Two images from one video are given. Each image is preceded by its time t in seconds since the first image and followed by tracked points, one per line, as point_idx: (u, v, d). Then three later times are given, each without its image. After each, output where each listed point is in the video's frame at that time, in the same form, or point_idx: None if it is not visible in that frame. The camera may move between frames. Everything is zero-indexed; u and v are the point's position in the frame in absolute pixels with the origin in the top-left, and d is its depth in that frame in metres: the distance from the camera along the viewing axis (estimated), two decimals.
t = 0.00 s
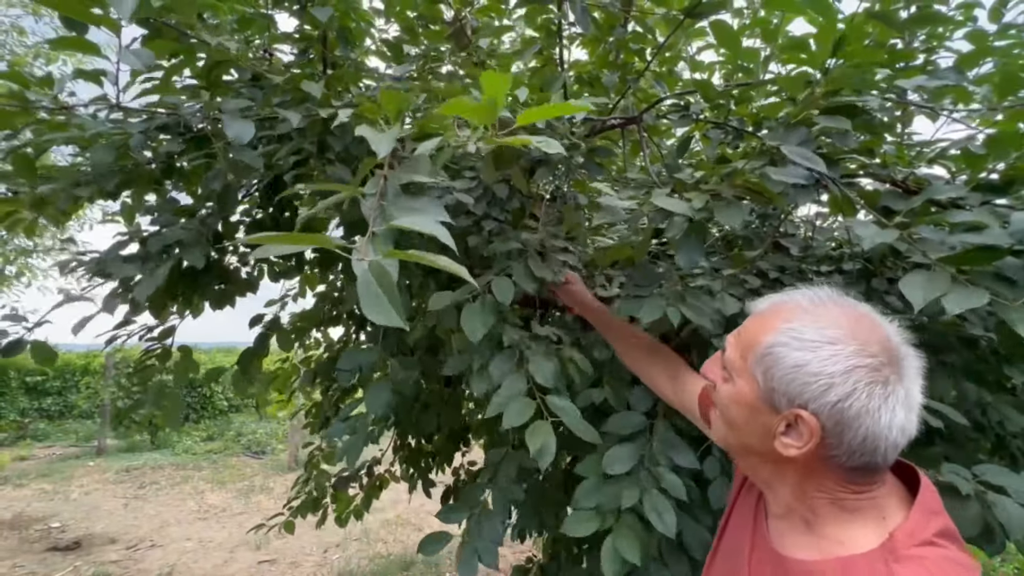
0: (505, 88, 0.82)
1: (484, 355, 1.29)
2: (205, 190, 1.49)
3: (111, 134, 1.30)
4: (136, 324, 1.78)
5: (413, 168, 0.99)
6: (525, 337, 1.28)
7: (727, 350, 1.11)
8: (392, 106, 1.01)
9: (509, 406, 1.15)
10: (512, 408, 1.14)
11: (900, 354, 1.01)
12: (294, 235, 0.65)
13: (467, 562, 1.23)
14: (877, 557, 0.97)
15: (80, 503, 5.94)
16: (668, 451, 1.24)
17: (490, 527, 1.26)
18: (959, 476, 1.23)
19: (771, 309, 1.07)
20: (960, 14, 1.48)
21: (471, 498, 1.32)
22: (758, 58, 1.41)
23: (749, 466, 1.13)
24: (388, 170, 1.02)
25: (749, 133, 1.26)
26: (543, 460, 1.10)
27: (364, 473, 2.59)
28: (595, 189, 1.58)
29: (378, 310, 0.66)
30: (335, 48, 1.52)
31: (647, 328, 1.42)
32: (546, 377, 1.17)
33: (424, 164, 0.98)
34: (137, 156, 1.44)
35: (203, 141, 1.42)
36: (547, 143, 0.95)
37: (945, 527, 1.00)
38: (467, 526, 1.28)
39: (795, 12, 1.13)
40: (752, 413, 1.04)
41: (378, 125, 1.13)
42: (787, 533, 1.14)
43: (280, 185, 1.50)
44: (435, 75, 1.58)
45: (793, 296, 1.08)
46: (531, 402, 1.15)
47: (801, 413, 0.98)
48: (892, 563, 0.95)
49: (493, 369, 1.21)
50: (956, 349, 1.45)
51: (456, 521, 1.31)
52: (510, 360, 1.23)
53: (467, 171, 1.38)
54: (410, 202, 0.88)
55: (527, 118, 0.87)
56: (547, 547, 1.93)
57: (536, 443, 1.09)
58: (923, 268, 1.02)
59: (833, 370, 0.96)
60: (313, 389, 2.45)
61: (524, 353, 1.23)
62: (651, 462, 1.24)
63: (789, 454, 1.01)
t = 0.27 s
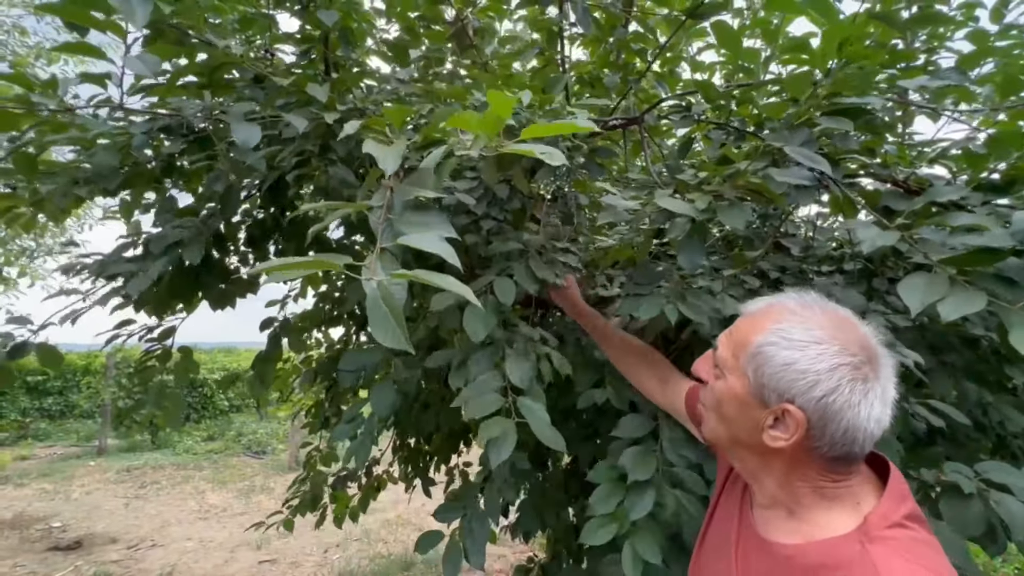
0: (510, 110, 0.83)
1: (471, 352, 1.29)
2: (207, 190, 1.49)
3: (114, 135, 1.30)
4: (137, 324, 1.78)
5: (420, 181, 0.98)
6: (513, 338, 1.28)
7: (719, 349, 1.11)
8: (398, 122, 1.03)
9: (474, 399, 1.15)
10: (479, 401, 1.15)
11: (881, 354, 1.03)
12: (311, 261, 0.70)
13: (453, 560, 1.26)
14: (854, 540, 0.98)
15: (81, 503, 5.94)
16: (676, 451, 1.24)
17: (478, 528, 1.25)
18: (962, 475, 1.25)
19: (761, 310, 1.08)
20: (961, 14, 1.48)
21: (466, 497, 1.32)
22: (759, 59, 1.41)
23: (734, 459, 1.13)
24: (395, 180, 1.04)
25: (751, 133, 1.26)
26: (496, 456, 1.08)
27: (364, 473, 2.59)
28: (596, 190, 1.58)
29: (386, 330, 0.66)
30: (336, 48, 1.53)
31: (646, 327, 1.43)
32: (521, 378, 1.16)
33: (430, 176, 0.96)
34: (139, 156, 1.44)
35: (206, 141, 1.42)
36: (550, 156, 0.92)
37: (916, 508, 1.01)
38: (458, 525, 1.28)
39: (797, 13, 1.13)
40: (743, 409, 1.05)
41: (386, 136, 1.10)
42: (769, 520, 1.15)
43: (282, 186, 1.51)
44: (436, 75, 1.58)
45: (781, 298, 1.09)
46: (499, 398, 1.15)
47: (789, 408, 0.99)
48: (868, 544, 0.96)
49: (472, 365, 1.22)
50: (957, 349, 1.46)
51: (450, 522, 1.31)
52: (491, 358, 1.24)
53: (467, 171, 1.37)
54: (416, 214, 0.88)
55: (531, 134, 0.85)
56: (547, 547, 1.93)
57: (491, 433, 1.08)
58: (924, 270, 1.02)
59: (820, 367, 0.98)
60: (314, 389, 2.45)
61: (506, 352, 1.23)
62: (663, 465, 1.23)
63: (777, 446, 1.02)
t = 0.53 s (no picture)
0: (517, 97, 0.80)
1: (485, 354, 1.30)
2: (208, 189, 1.49)
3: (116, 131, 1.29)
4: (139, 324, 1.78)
5: (420, 174, 0.96)
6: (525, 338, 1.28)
7: (720, 351, 1.11)
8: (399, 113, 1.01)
9: (499, 404, 1.15)
10: (504, 405, 1.14)
11: (881, 361, 1.04)
12: (306, 249, 0.67)
13: (463, 560, 1.23)
14: (849, 535, 0.99)
15: (82, 503, 5.94)
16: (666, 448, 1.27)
17: (486, 528, 1.25)
18: (960, 475, 1.25)
19: (764, 314, 1.08)
20: (962, 15, 1.48)
21: (468, 497, 1.32)
22: (760, 59, 1.41)
23: (732, 458, 1.14)
24: (396, 174, 1.04)
25: (752, 133, 1.26)
26: (528, 458, 1.08)
27: (365, 473, 2.60)
28: (597, 190, 1.59)
29: (383, 320, 0.66)
30: (338, 48, 1.53)
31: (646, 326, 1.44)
32: (541, 377, 1.16)
33: (430, 168, 0.94)
34: (140, 155, 1.44)
35: (207, 140, 1.42)
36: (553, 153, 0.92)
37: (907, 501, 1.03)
38: (463, 527, 1.28)
39: (799, 12, 1.13)
40: (743, 413, 1.05)
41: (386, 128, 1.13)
42: (766, 519, 1.16)
43: (283, 185, 1.51)
44: (438, 75, 1.59)
45: (785, 302, 1.09)
46: (522, 399, 1.15)
47: (788, 414, 1.00)
48: (862, 539, 0.97)
49: (489, 368, 1.22)
50: (957, 349, 1.46)
51: (454, 523, 1.30)
52: (507, 359, 1.24)
53: (468, 171, 1.39)
54: (415, 207, 0.88)
55: (536, 129, 0.85)
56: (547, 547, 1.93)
57: (521, 438, 1.08)
58: (924, 272, 1.02)
59: (821, 375, 0.98)
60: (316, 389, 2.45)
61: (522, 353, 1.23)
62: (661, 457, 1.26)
63: (775, 449, 1.03)
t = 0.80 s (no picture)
0: (520, 86, 0.79)
1: (493, 352, 1.29)
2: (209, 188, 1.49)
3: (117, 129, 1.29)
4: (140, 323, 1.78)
5: (421, 170, 0.97)
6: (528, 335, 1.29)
7: (730, 346, 1.11)
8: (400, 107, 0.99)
9: (512, 395, 1.13)
10: (516, 396, 1.13)
11: (900, 359, 1.01)
12: (307, 242, 0.67)
13: (475, 562, 1.22)
14: (871, 547, 0.95)
15: (83, 502, 5.95)
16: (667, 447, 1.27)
17: (498, 528, 1.26)
18: (961, 476, 1.25)
19: (775, 308, 1.07)
20: (963, 13, 1.47)
21: (477, 498, 1.31)
22: (760, 58, 1.41)
23: (745, 459, 1.13)
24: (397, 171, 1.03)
25: (753, 131, 1.26)
26: (545, 450, 1.07)
27: (367, 473, 2.60)
28: (598, 189, 1.59)
29: (385, 313, 0.65)
30: (338, 47, 1.53)
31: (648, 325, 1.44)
32: (552, 369, 1.17)
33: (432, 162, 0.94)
34: (141, 154, 1.43)
35: (206, 139, 1.42)
36: (554, 146, 0.93)
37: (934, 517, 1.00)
38: (475, 528, 1.28)
39: (799, 10, 1.13)
40: (753, 410, 1.05)
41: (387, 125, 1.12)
42: (779, 526, 1.13)
43: (284, 183, 1.51)
44: (438, 75, 1.59)
45: (798, 297, 1.08)
46: (536, 392, 1.14)
47: (801, 411, 0.98)
48: (885, 553, 0.93)
49: (497, 363, 1.22)
50: (958, 348, 1.47)
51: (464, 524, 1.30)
52: (514, 356, 1.24)
53: (470, 170, 1.40)
54: (418, 203, 0.88)
55: (539, 118, 0.84)
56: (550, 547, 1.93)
57: (539, 428, 1.08)
58: (926, 269, 1.02)
59: (835, 370, 0.96)
60: (316, 389, 2.45)
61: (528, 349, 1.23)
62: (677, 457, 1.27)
63: (787, 450, 1.01)
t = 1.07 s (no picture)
0: (518, 85, 0.79)
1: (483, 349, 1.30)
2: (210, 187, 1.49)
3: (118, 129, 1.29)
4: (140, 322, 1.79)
5: (421, 165, 0.97)
6: (523, 333, 1.28)
7: (723, 345, 1.12)
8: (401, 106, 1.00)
9: (493, 393, 1.15)
10: (498, 394, 1.14)
11: (894, 352, 1.01)
12: (306, 229, 0.66)
13: (477, 561, 1.22)
14: (878, 554, 0.95)
15: (84, 501, 5.96)
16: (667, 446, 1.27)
17: (501, 527, 1.26)
18: (962, 476, 1.24)
19: (766, 306, 1.08)
20: (964, 12, 1.47)
21: (481, 497, 1.31)
22: (761, 57, 1.41)
23: (743, 459, 1.13)
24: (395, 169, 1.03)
25: (754, 130, 1.26)
26: (518, 448, 1.08)
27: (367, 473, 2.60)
28: (599, 189, 1.59)
29: (379, 305, 0.65)
30: (340, 47, 1.53)
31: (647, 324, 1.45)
32: (536, 370, 1.16)
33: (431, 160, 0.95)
34: (142, 153, 1.44)
35: (208, 138, 1.42)
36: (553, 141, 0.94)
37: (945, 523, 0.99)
38: (478, 528, 1.27)
39: (800, 9, 1.12)
40: (749, 409, 1.05)
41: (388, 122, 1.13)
42: (786, 531, 1.13)
43: (285, 182, 1.51)
44: (439, 74, 1.59)
45: (789, 293, 1.09)
46: (516, 391, 1.15)
47: (793, 407, 0.98)
48: (893, 560, 0.93)
49: (484, 361, 1.22)
50: (960, 348, 1.47)
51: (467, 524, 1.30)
52: (504, 354, 1.24)
53: (470, 169, 1.41)
54: (415, 197, 0.88)
55: (537, 117, 0.84)
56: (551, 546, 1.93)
57: (513, 424, 1.08)
58: (929, 266, 1.01)
59: (826, 364, 0.97)
60: (317, 388, 2.45)
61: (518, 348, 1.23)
62: (691, 462, 1.26)
63: (783, 448, 1.01)
